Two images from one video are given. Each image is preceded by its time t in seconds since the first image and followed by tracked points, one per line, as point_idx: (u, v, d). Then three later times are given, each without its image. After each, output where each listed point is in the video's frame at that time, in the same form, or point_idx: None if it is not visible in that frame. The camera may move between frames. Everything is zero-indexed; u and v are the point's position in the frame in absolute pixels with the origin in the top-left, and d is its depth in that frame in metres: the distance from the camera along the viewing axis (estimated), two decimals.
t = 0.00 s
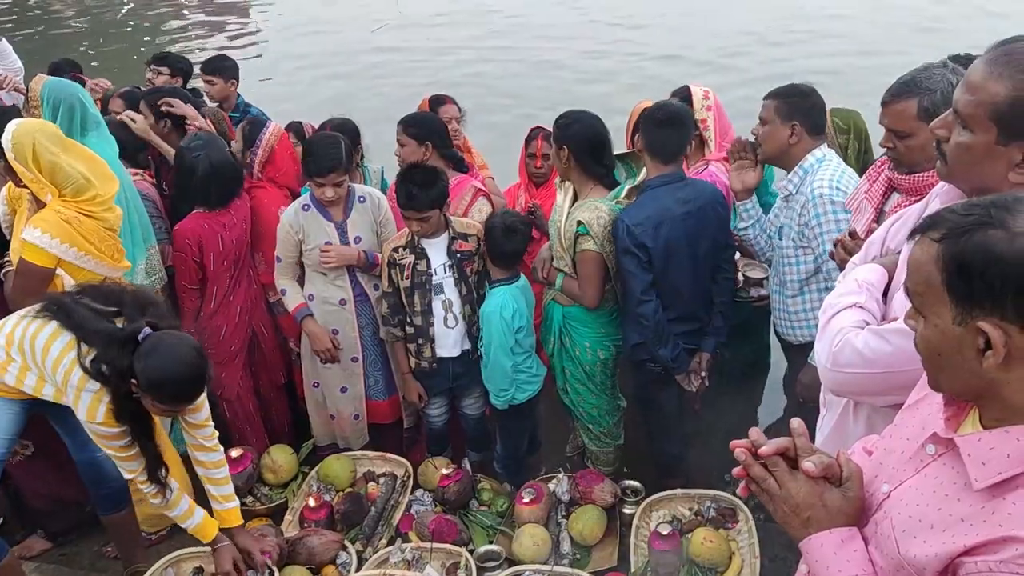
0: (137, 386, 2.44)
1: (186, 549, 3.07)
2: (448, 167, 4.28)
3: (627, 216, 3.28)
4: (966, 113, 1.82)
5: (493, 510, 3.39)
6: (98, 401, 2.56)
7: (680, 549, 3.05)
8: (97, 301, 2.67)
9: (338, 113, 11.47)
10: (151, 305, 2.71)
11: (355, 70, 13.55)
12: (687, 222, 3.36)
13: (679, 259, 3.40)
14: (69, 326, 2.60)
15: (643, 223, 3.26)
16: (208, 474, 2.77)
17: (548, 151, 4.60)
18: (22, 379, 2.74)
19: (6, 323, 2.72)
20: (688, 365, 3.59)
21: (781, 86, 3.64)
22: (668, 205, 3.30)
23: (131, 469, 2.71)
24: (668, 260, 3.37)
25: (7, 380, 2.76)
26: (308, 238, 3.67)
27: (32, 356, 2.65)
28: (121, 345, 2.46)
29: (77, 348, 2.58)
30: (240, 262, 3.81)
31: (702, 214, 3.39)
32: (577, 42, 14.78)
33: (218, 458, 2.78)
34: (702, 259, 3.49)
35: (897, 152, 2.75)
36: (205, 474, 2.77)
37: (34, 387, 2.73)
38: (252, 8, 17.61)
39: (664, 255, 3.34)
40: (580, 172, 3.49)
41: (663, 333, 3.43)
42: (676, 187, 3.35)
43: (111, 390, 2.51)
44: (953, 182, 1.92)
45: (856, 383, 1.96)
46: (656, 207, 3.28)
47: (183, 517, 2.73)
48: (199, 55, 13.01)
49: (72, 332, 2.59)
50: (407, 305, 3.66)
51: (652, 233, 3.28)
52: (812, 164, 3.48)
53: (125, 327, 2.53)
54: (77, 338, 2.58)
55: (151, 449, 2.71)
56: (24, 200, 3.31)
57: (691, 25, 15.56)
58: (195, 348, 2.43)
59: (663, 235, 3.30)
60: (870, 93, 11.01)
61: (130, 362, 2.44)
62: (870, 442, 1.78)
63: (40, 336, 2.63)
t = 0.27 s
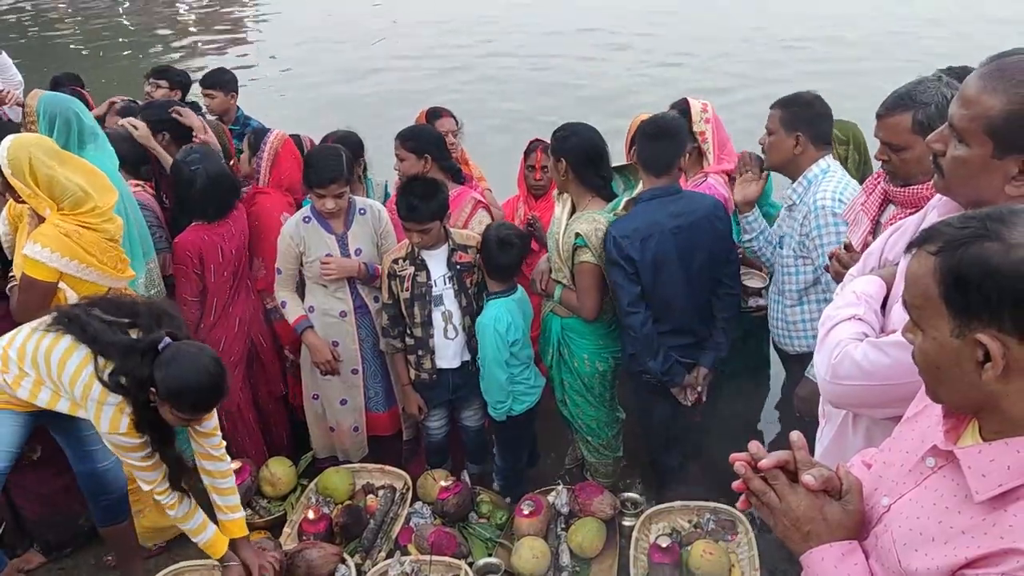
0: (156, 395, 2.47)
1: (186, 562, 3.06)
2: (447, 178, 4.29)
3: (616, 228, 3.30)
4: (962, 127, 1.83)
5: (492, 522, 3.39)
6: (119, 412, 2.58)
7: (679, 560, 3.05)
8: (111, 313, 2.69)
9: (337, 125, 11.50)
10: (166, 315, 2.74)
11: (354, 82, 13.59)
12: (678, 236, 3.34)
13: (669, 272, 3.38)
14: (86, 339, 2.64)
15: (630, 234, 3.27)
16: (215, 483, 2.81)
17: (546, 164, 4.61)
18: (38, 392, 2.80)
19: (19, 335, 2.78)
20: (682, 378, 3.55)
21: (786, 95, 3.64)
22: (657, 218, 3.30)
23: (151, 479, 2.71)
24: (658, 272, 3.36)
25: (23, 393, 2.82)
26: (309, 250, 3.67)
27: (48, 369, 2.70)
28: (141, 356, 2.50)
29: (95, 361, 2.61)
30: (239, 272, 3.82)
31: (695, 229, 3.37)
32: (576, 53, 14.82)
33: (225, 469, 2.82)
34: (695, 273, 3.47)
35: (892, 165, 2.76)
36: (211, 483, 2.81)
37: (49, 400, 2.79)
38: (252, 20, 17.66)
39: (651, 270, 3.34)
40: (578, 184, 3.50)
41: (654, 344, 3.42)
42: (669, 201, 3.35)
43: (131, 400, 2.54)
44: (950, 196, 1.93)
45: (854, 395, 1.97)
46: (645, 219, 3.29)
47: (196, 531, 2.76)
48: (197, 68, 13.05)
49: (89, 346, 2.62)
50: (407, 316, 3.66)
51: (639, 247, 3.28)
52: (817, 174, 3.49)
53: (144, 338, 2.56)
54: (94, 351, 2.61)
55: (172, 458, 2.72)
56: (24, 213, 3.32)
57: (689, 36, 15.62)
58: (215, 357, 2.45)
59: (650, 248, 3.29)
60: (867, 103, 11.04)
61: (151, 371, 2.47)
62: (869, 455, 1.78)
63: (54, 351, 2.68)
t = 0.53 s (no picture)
0: (167, 409, 2.52)
1: None
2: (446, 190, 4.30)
3: (610, 239, 3.31)
4: (962, 140, 1.84)
5: (493, 535, 3.37)
6: (130, 425, 2.63)
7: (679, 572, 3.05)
8: (119, 327, 2.74)
9: (337, 137, 11.52)
10: (173, 328, 2.80)
11: (354, 94, 13.62)
12: (672, 250, 3.34)
13: (662, 286, 3.40)
14: (94, 352, 2.67)
15: (623, 246, 3.29)
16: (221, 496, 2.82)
17: (546, 176, 4.62)
18: (44, 404, 2.80)
19: (25, 347, 2.78)
20: (676, 391, 3.58)
21: (785, 108, 3.58)
22: (652, 231, 3.31)
23: (159, 491, 2.74)
24: (650, 284, 3.38)
25: (28, 406, 2.82)
26: (310, 262, 3.67)
27: (56, 382, 2.71)
28: (151, 371, 2.55)
29: (104, 375, 2.65)
30: (240, 283, 3.83)
31: (691, 244, 3.34)
32: (575, 64, 14.86)
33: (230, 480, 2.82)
34: (693, 289, 3.46)
35: (890, 177, 2.75)
36: (216, 495, 2.81)
37: (56, 413, 2.80)
38: (252, 32, 17.71)
39: (643, 282, 3.35)
40: (577, 197, 3.50)
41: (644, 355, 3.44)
42: (667, 214, 3.35)
43: (141, 414, 2.58)
44: (951, 208, 1.93)
45: (856, 407, 1.96)
46: (640, 231, 3.30)
47: (202, 545, 2.78)
48: (198, 81, 13.09)
49: (98, 359, 2.66)
50: (407, 328, 3.66)
51: (631, 260, 3.29)
52: (826, 185, 3.44)
53: (152, 353, 2.61)
54: (103, 365, 2.65)
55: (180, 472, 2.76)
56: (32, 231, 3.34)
57: (688, 46, 15.65)
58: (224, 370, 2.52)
59: (643, 260, 3.30)
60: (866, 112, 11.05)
61: (161, 387, 2.52)
62: (870, 468, 1.78)
63: (63, 364, 2.69)
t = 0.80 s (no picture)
0: (177, 421, 2.53)
1: None
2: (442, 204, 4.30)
3: (617, 249, 3.31)
4: (962, 154, 1.84)
5: (493, 548, 3.36)
6: (138, 436, 2.63)
7: None
8: (123, 339, 2.74)
9: (338, 149, 11.54)
10: (176, 340, 2.82)
11: (354, 106, 13.66)
12: (678, 261, 3.34)
13: (669, 296, 3.39)
14: (99, 365, 2.66)
15: (631, 256, 3.29)
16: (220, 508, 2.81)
17: (546, 189, 4.63)
18: (49, 417, 2.79)
19: (29, 361, 2.77)
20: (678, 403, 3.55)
21: (798, 121, 3.46)
22: (659, 242, 3.32)
23: (164, 503, 2.73)
24: (657, 296, 3.38)
25: (32, 420, 2.81)
26: (312, 275, 3.67)
27: (61, 395, 2.70)
28: (158, 384, 2.56)
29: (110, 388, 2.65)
30: (241, 297, 3.83)
31: (699, 255, 3.36)
32: (575, 75, 14.90)
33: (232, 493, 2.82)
34: (698, 302, 3.46)
35: (890, 191, 2.76)
36: (217, 509, 2.81)
37: (61, 427, 2.78)
38: (254, 44, 17.77)
39: (651, 294, 3.35)
40: (577, 210, 3.50)
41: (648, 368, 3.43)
42: (674, 225, 3.36)
43: (150, 427, 2.59)
44: (953, 222, 1.93)
45: (859, 419, 1.96)
46: (647, 243, 3.31)
47: (203, 560, 2.81)
48: (199, 94, 13.13)
49: (103, 372, 2.65)
50: (407, 341, 3.65)
51: (640, 269, 3.30)
52: (836, 202, 3.37)
53: (157, 366, 2.62)
54: (109, 377, 2.63)
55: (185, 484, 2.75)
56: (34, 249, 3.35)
57: (688, 57, 15.69)
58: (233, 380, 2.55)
59: (650, 270, 3.31)
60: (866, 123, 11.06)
61: (170, 399, 2.53)
62: (871, 482, 1.77)
63: (68, 376, 2.69)
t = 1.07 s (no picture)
0: (185, 435, 2.54)
1: None
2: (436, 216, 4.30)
3: (632, 260, 3.35)
4: (963, 168, 1.85)
5: (495, 562, 3.34)
6: (144, 450, 2.62)
7: None
8: (127, 353, 2.76)
9: (338, 162, 11.56)
10: (180, 353, 2.83)
11: (355, 119, 13.69)
12: (692, 270, 3.37)
13: (682, 304, 3.41)
14: (104, 379, 2.67)
15: (646, 267, 3.32)
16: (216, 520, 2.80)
17: (546, 203, 4.64)
18: (49, 432, 2.78)
19: (32, 375, 2.78)
20: (691, 415, 3.55)
21: (799, 137, 3.39)
22: (672, 254, 3.34)
23: (166, 518, 2.73)
24: (670, 306, 3.39)
25: (33, 434, 2.80)
26: (314, 288, 3.68)
27: (64, 409, 2.70)
28: (165, 399, 2.57)
29: (115, 402, 2.65)
30: (241, 312, 3.83)
31: (710, 263, 3.40)
32: (576, 88, 14.94)
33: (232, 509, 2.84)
34: (710, 309, 3.50)
35: (891, 205, 2.76)
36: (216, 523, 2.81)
37: (62, 441, 2.77)
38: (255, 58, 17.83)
39: (667, 305, 3.37)
40: (577, 223, 3.51)
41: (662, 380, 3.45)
42: (684, 235, 3.37)
43: (156, 440, 2.58)
44: (954, 235, 1.94)
45: (862, 432, 1.96)
46: (659, 253, 3.33)
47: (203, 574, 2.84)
48: (200, 108, 13.16)
49: (109, 386, 2.66)
50: (407, 354, 3.66)
51: (654, 280, 3.32)
52: (840, 219, 3.31)
53: (163, 381, 2.63)
54: (114, 392, 2.65)
55: (188, 497, 2.74)
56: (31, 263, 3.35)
57: (688, 70, 15.74)
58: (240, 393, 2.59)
59: (666, 281, 3.33)
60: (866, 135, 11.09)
61: (178, 413, 2.54)
62: (874, 494, 1.77)
63: (73, 390, 2.69)
